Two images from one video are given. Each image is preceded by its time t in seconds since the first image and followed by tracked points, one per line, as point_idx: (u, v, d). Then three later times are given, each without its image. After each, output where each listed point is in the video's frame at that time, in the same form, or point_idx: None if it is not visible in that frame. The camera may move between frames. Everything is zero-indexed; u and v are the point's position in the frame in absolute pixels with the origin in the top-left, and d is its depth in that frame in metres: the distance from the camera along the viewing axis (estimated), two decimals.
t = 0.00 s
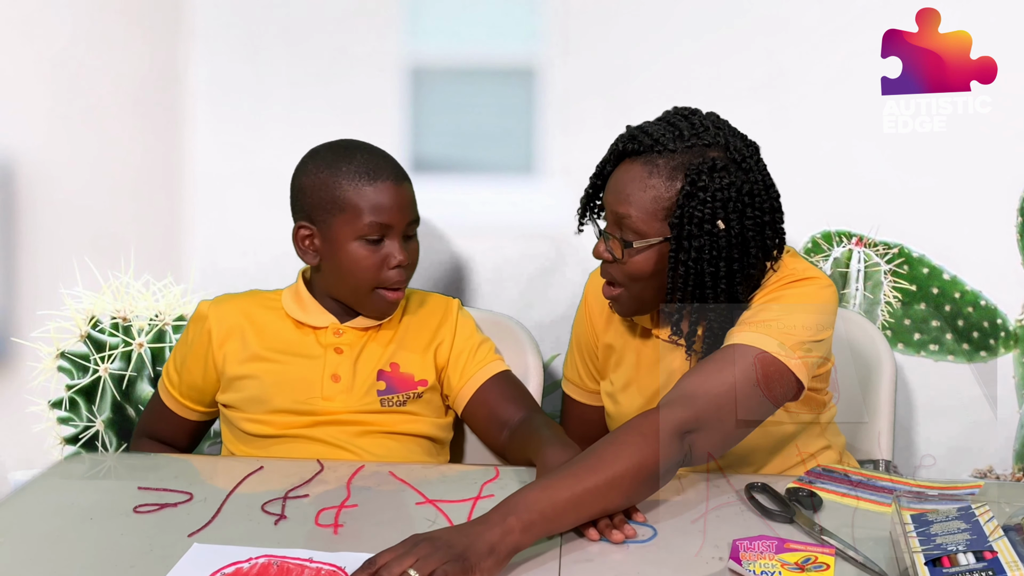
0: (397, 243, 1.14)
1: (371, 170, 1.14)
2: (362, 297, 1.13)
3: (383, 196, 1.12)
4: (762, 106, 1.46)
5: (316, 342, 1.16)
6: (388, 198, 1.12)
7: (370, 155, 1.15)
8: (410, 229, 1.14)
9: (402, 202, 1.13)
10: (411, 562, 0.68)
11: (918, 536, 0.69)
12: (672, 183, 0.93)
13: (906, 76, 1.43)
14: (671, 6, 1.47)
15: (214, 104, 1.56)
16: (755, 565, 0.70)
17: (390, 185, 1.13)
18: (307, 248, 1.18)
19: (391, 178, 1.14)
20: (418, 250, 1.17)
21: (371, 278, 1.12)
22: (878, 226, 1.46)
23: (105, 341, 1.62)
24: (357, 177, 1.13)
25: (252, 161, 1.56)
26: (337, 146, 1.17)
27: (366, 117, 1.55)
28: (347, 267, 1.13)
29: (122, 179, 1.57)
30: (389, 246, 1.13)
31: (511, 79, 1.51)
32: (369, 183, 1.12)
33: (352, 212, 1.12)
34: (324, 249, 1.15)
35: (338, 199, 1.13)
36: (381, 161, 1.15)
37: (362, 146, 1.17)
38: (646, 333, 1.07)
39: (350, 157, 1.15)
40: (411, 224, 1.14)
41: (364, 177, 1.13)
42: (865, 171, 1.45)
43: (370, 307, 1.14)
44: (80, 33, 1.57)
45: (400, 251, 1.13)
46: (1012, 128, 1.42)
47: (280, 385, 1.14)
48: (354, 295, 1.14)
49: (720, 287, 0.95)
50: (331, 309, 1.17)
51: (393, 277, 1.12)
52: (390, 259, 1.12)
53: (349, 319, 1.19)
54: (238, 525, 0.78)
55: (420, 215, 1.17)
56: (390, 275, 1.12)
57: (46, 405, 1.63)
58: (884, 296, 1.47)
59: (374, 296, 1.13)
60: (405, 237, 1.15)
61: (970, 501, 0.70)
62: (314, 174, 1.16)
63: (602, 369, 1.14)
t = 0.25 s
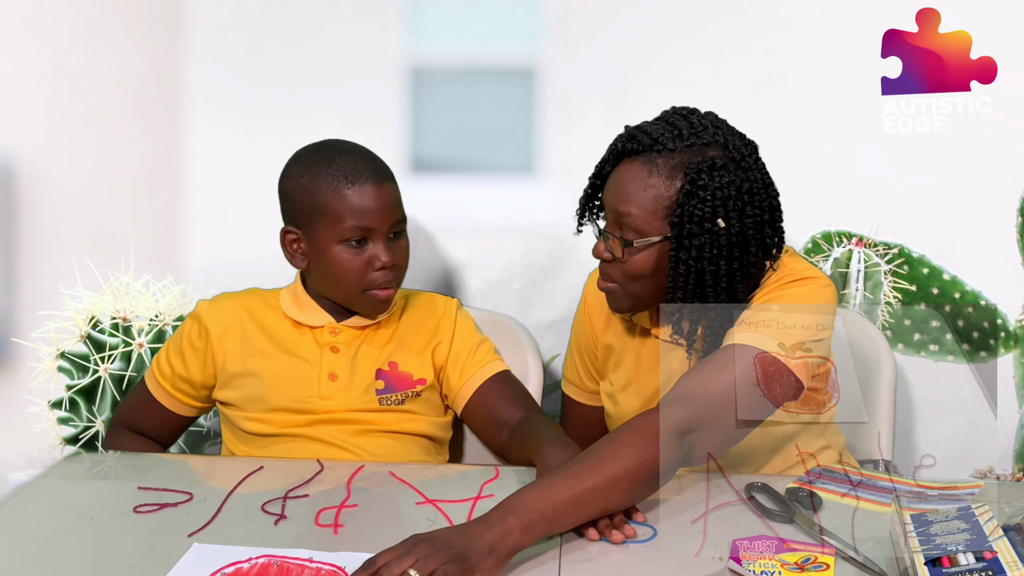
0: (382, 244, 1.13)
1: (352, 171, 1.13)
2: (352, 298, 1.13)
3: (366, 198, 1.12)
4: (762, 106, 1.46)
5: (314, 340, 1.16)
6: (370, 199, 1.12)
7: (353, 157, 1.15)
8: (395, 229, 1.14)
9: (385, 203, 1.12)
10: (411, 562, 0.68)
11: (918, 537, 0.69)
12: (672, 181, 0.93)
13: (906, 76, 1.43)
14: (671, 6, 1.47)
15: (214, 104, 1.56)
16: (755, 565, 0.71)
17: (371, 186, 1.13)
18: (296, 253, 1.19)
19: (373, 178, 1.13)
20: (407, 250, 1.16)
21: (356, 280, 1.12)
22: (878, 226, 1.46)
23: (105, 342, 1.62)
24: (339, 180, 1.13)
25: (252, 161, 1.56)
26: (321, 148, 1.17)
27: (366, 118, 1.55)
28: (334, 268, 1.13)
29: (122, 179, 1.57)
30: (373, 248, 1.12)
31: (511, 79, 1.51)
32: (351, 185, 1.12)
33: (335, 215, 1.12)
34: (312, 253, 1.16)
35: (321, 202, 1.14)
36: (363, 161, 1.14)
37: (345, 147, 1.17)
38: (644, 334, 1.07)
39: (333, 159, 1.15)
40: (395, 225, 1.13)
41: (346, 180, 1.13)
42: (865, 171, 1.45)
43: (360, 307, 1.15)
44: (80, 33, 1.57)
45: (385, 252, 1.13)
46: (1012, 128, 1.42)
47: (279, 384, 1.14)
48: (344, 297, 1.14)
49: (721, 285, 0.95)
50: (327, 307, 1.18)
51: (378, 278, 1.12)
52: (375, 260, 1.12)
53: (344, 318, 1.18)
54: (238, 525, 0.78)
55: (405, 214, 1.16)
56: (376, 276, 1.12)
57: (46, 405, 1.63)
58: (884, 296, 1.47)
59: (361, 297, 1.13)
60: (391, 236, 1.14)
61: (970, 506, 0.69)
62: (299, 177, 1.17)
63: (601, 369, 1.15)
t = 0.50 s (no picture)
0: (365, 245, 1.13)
1: (330, 174, 1.13)
2: (339, 300, 1.13)
3: (344, 200, 1.11)
4: (762, 107, 1.46)
5: (311, 340, 1.16)
6: (349, 201, 1.11)
7: (331, 159, 1.15)
8: (373, 230, 1.12)
9: (365, 203, 1.12)
10: (412, 558, 0.68)
11: (918, 537, 0.69)
12: (706, 140, 0.95)
13: (905, 76, 1.43)
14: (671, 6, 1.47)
15: (214, 104, 1.56)
16: (755, 565, 0.70)
17: (349, 187, 1.12)
18: (283, 257, 1.20)
19: (350, 179, 1.13)
20: (392, 247, 1.15)
21: (341, 282, 1.12)
22: (878, 227, 1.46)
23: (105, 342, 1.61)
24: (316, 184, 1.13)
25: (252, 161, 1.56)
26: (299, 152, 1.17)
27: (366, 118, 1.55)
28: (319, 271, 1.13)
29: (122, 179, 1.57)
30: (358, 248, 1.12)
31: (511, 80, 1.52)
32: (329, 188, 1.12)
33: (315, 219, 1.12)
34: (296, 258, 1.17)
35: (301, 206, 1.14)
36: (340, 163, 1.14)
37: (323, 149, 1.16)
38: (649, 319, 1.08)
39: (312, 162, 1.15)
40: (376, 225, 1.13)
41: (324, 183, 1.13)
42: (865, 171, 1.45)
43: (350, 308, 1.15)
44: (80, 33, 1.57)
45: (366, 252, 1.12)
46: (1012, 128, 1.42)
47: (278, 383, 1.14)
48: (332, 298, 1.14)
49: (742, 249, 0.97)
50: (323, 307, 1.18)
51: (363, 279, 1.12)
52: (357, 261, 1.12)
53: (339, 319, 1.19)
54: (238, 525, 0.78)
55: (387, 212, 1.15)
56: (360, 277, 1.12)
57: (46, 405, 1.63)
58: (884, 296, 1.48)
59: (348, 299, 1.13)
60: (374, 236, 1.13)
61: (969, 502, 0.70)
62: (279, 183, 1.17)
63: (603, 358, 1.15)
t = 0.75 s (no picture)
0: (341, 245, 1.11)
1: (303, 177, 1.11)
2: (326, 301, 1.12)
3: (319, 201, 1.10)
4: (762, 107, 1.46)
5: (309, 340, 1.16)
6: (324, 203, 1.09)
7: (304, 162, 1.13)
8: (346, 228, 1.10)
9: (341, 203, 1.10)
10: (458, 490, 0.69)
11: (919, 537, 0.71)
12: (735, 114, 1.09)
13: (906, 77, 1.43)
14: (671, 6, 1.47)
15: (215, 104, 1.56)
16: (755, 565, 0.71)
17: (322, 188, 1.10)
18: (272, 263, 1.20)
19: (322, 180, 1.11)
20: (374, 244, 1.13)
21: (326, 285, 1.10)
22: (878, 227, 1.46)
23: (105, 342, 1.62)
24: (288, 189, 1.11)
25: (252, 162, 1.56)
26: (274, 160, 1.16)
27: (366, 118, 1.55)
28: (303, 274, 1.12)
29: (122, 179, 1.57)
30: (342, 247, 1.10)
31: (511, 80, 1.52)
32: (301, 191, 1.10)
33: (292, 224, 1.11)
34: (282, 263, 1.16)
35: (278, 211, 1.12)
36: (311, 164, 1.12)
37: (295, 151, 1.15)
38: (660, 295, 1.17)
39: (285, 168, 1.14)
40: (349, 222, 1.10)
41: (296, 187, 1.11)
42: (865, 171, 1.45)
43: (339, 309, 1.14)
44: (80, 34, 1.57)
45: (343, 252, 1.10)
46: (1012, 129, 1.42)
47: (277, 383, 1.14)
48: (321, 300, 1.13)
49: (777, 211, 1.10)
50: (320, 310, 1.17)
51: (345, 280, 1.10)
52: (337, 262, 1.10)
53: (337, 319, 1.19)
54: (238, 525, 0.78)
55: (364, 210, 1.12)
56: (344, 278, 1.10)
57: (46, 405, 1.63)
58: (883, 296, 1.48)
59: (334, 301, 1.12)
60: (351, 236, 1.11)
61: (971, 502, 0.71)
62: (258, 190, 1.15)
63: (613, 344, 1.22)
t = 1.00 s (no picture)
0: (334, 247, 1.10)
1: (296, 178, 1.10)
2: (321, 302, 1.11)
3: (315, 204, 1.08)
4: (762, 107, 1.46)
5: (309, 340, 1.16)
6: (318, 205, 1.08)
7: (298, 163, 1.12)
8: (338, 231, 1.09)
9: (337, 205, 1.09)
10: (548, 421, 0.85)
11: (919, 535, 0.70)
12: (747, 105, 1.21)
13: (905, 77, 1.43)
14: (672, 6, 1.47)
15: (215, 105, 1.56)
16: (755, 565, 0.70)
17: (310, 192, 1.09)
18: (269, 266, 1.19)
19: (308, 183, 1.09)
20: (366, 245, 1.12)
21: (320, 288, 1.10)
22: (878, 227, 1.46)
23: (105, 343, 1.62)
24: (275, 194, 1.09)
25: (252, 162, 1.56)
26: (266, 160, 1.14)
27: (366, 118, 1.55)
28: (296, 276, 1.11)
29: (122, 180, 1.57)
30: (339, 248, 1.09)
31: (511, 80, 1.52)
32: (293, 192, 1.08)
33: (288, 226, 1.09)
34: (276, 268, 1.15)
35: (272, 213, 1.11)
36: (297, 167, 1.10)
37: (282, 155, 1.13)
38: (672, 287, 1.23)
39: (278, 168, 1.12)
40: (341, 225, 1.09)
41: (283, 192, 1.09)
42: (865, 171, 1.45)
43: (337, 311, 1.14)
44: (80, 34, 1.57)
45: (337, 253, 1.09)
46: (1012, 129, 1.42)
47: (278, 384, 1.14)
48: (315, 301, 1.13)
49: (795, 192, 1.23)
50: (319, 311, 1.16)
51: (341, 282, 1.09)
52: (330, 263, 1.09)
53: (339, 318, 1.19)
54: (238, 525, 0.78)
55: (354, 211, 1.11)
56: (339, 280, 1.09)
57: (46, 406, 1.63)
58: (883, 296, 1.49)
59: (328, 302, 1.11)
60: (342, 237, 1.10)
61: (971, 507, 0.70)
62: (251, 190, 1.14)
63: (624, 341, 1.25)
